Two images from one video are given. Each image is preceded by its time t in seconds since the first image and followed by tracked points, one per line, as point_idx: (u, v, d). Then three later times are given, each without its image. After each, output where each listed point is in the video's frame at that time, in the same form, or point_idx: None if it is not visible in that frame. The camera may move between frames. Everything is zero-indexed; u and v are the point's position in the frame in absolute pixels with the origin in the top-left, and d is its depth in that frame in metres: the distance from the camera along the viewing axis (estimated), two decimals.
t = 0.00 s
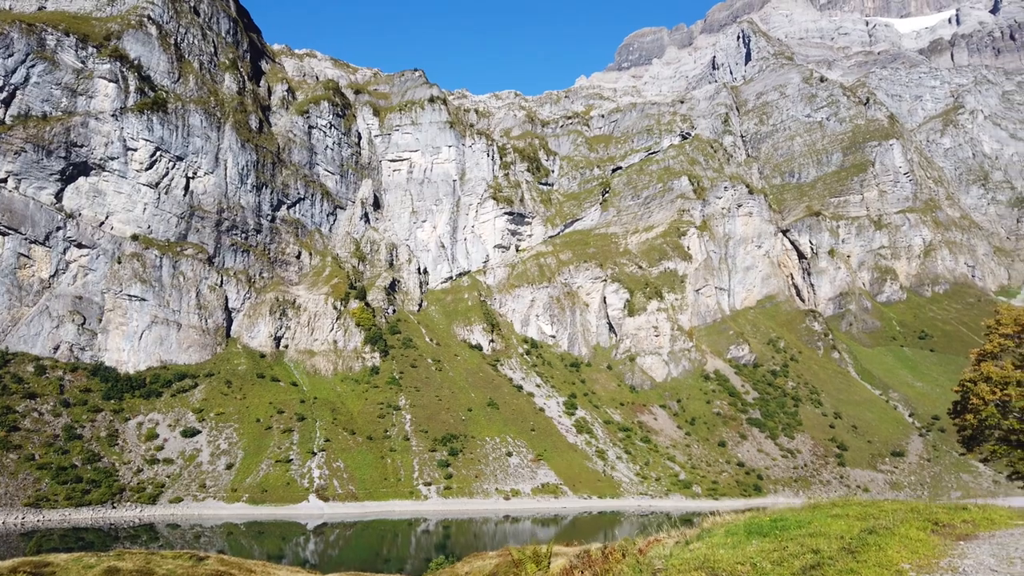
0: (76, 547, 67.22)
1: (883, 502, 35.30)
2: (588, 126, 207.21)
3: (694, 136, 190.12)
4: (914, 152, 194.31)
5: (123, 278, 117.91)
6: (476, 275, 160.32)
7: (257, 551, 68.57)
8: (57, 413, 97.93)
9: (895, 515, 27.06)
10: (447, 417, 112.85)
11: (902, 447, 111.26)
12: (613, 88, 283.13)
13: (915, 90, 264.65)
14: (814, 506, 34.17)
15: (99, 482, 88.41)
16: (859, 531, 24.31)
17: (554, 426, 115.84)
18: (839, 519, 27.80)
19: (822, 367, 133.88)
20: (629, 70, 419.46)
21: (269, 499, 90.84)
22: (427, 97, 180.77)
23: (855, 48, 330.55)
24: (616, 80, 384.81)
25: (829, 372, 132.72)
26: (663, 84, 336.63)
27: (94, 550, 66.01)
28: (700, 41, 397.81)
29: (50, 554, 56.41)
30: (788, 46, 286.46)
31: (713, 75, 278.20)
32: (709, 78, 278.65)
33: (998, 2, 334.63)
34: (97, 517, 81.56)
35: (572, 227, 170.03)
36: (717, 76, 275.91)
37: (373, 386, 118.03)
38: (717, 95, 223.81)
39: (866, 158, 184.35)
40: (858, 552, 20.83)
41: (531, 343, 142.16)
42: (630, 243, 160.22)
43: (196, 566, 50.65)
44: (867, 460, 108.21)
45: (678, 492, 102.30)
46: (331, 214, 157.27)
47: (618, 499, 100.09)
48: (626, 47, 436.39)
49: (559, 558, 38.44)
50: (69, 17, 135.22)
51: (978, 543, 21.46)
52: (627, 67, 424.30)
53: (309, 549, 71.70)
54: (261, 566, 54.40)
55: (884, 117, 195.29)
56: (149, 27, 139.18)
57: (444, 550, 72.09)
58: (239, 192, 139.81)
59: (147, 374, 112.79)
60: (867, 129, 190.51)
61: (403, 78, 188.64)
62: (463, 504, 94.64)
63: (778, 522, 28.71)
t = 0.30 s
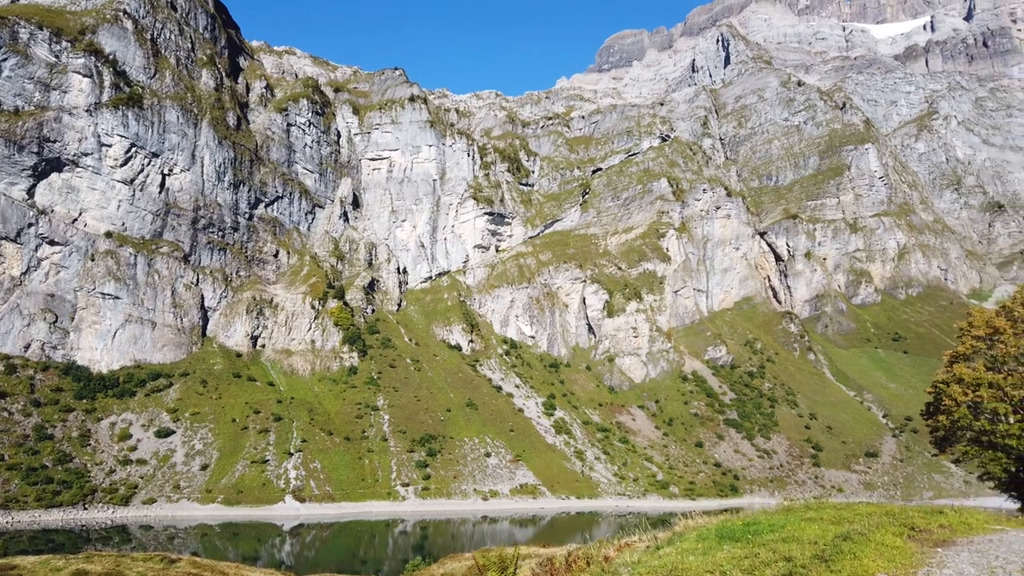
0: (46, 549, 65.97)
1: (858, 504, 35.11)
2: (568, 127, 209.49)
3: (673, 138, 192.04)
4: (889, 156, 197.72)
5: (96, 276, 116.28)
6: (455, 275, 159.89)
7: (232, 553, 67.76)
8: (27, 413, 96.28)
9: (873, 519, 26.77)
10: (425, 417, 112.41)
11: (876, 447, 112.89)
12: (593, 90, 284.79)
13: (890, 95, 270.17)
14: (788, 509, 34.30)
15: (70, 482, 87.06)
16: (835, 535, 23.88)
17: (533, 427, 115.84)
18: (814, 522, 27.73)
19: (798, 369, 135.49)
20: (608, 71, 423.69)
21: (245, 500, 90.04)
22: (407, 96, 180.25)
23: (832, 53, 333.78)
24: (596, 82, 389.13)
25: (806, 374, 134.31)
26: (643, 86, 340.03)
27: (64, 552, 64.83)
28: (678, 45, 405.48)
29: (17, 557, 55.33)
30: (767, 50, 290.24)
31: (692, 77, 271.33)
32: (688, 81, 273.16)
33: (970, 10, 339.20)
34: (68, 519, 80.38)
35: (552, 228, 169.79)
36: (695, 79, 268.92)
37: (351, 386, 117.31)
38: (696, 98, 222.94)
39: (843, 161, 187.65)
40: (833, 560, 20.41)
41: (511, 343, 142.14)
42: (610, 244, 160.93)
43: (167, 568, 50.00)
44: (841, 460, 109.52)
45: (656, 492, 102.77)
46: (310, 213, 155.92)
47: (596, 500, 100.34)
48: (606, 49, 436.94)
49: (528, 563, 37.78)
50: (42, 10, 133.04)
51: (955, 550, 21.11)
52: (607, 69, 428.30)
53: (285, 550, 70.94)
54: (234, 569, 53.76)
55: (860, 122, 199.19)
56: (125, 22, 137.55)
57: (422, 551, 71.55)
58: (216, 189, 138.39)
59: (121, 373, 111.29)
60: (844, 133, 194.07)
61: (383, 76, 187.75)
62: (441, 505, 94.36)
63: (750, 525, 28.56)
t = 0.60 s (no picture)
0: (7, 556, 64.40)
1: (831, 513, 36.12)
2: (546, 131, 209.18)
3: (649, 144, 193.97)
4: (860, 165, 201.18)
5: (64, 276, 114.29)
6: (432, 278, 159.12)
7: (200, 558, 66.64)
8: None
9: (846, 532, 27.62)
10: (400, 421, 111.83)
11: (846, 451, 114.58)
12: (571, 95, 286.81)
13: (861, 105, 274.60)
14: (756, 521, 35.25)
15: (34, 487, 85.24)
16: (806, 551, 24.18)
17: (508, 431, 115.72)
18: (784, 535, 28.30)
19: (770, 374, 137.72)
20: (585, 77, 429.38)
21: (215, 504, 88.92)
22: (385, 98, 179.63)
23: (805, 62, 338.88)
24: (573, 87, 393.77)
25: (777, 378, 136.78)
26: (620, 91, 343.87)
27: (27, 557, 63.51)
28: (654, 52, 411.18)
29: None
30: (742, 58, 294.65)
31: (668, 83, 277.75)
32: (665, 87, 279.25)
33: (940, 23, 348.21)
34: (32, 524, 78.87)
35: (528, 232, 170.07)
36: (671, 86, 276.04)
37: (324, 390, 116.37)
38: (671, 104, 225.40)
39: (815, 169, 190.62)
40: None
41: (487, 347, 141.88)
42: (586, 249, 161.63)
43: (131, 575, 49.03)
44: (812, 464, 110.84)
45: (629, 497, 103.08)
46: (284, 214, 154.67)
47: (570, 504, 100.46)
48: (584, 55, 447.77)
49: None
50: (10, 5, 130.43)
51: (927, 568, 21.60)
52: (585, 75, 433.38)
53: (255, 555, 69.89)
54: None
55: (832, 130, 202.81)
56: (97, 18, 135.65)
57: (395, 555, 70.87)
58: (189, 189, 136.79)
59: (88, 375, 109.36)
60: (816, 141, 197.46)
61: (360, 78, 186.91)
62: (414, 509, 93.98)
63: (721, 538, 29.17)
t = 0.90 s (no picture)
0: None
1: (790, 517, 36.62)
2: (514, 136, 211.30)
3: (617, 149, 196.50)
4: (822, 174, 205.71)
5: (19, 275, 111.30)
6: (399, 280, 157.78)
7: (157, 565, 65.07)
8: None
9: (805, 539, 27.71)
10: (364, 424, 110.88)
11: (806, 455, 116.68)
12: (540, 99, 288.88)
13: (824, 115, 280.99)
14: (715, 526, 35.62)
15: None
16: (765, 559, 24.32)
17: (474, 434, 115.50)
18: (743, 541, 28.48)
19: (733, 378, 140.12)
20: (554, 82, 433.43)
21: (173, 509, 87.18)
22: (353, 98, 178.51)
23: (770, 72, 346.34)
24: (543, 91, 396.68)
25: (741, 384, 138.61)
26: (589, 97, 347.34)
27: None
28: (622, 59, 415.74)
29: None
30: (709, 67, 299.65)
31: (635, 90, 281.17)
32: (632, 93, 282.74)
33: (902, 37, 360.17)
34: None
35: (496, 235, 170.25)
36: (637, 92, 279.67)
37: (287, 393, 114.98)
38: (639, 111, 230.12)
39: (779, 177, 194.45)
40: None
41: (453, 350, 141.44)
42: (554, 253, 162.46)
43: None
44: (773, 467, 112.48)
45: (594, 500, 103.57)
46: (249, 214, 152.78)
47: (535, 507, 100.58)
48: (553, 60, 450.28)
49: None
50: None
51: None
52: (555, 80, 436.84)
53: (214, 560, 68.37)
54: None
55: (795, 139, 207.35)
56: (56, 12, 132.83)
57: (359, 560, 69.91)
58: (150, 187, 134.55)
59: (42, 377, 106.47)
60: (780, 150, 201.56)
61: (328, 78, 185.28)
62: (378, 513, 93.36)
63: (678, 545, 29.32)
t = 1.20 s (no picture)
0: None
1: (746, 521, 37.25)
2: (481, 135, 211.66)
3: (584, 150, 198.29)
4: (784, 178, 209.62)
5: None
6: (363, 279, 156.05)
7: (111, 568, 63.52)
8: None
9: (762, 546, 27.40)
10: (327, 424, 109.79)
11: (766, 454, 118.81)
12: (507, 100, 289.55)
13: (785, 120, 286.85)
14: (673, 530, 35.99)
15: None
16: (720, 568, 24.25)
17: (439, 434, 115.18)
18: (698, 546, 28.66)
19: (696, 379, 142.17)
20: (522, 82, 434.92)
21: (129, 511, 85.39)
22: (318, 95, 176.72)
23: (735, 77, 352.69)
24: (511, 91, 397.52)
25: (703, 384, 140.66)
26: (556, 99, 349.24)
27: None
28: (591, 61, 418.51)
29: None
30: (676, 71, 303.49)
31: (602, 91, 283.63)
32: (599, 96, 285.23)
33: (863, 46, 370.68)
34: None
35: (463, 234, 170.08)
36: (604, 94, 282.16)
37: (248, 392, 113.40)
38: (606, 113, 231.41)
39: (742, 181, 197.91)
40: None
41: (419, 349, 140.59)
42: (520, 253, 162.84)
43: None
44: (734, 467, 114.26)
45: (558, 500, 104.07)
46: (210, 210, 150.20)
47: (499, 507, 100.73)
48: (522, 61, 452.27)
49: None
50: None
51: None
52: (523, 80, 437.52)
53: (171, 563, 66.94)
54: None
55: (758, 144, 211.24)
56: None
57: (320, 561, 69.24)
58: (107, 181, 131.90)
59: None
60: (743, 154, 205.14)
61: (293, 73, 182.88)
62: (340, 514, 92.68)
63: (631, 551, 29.54)
